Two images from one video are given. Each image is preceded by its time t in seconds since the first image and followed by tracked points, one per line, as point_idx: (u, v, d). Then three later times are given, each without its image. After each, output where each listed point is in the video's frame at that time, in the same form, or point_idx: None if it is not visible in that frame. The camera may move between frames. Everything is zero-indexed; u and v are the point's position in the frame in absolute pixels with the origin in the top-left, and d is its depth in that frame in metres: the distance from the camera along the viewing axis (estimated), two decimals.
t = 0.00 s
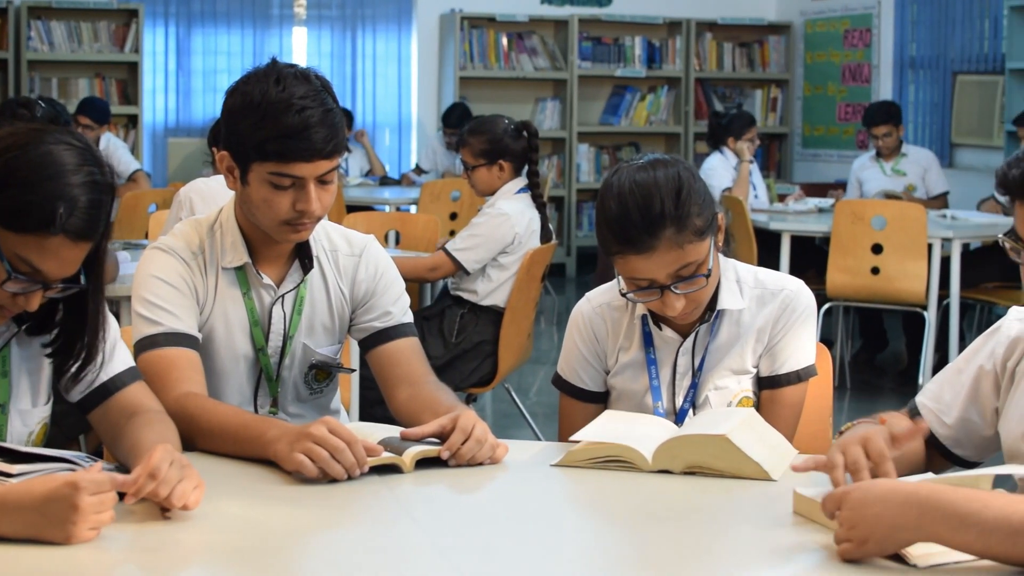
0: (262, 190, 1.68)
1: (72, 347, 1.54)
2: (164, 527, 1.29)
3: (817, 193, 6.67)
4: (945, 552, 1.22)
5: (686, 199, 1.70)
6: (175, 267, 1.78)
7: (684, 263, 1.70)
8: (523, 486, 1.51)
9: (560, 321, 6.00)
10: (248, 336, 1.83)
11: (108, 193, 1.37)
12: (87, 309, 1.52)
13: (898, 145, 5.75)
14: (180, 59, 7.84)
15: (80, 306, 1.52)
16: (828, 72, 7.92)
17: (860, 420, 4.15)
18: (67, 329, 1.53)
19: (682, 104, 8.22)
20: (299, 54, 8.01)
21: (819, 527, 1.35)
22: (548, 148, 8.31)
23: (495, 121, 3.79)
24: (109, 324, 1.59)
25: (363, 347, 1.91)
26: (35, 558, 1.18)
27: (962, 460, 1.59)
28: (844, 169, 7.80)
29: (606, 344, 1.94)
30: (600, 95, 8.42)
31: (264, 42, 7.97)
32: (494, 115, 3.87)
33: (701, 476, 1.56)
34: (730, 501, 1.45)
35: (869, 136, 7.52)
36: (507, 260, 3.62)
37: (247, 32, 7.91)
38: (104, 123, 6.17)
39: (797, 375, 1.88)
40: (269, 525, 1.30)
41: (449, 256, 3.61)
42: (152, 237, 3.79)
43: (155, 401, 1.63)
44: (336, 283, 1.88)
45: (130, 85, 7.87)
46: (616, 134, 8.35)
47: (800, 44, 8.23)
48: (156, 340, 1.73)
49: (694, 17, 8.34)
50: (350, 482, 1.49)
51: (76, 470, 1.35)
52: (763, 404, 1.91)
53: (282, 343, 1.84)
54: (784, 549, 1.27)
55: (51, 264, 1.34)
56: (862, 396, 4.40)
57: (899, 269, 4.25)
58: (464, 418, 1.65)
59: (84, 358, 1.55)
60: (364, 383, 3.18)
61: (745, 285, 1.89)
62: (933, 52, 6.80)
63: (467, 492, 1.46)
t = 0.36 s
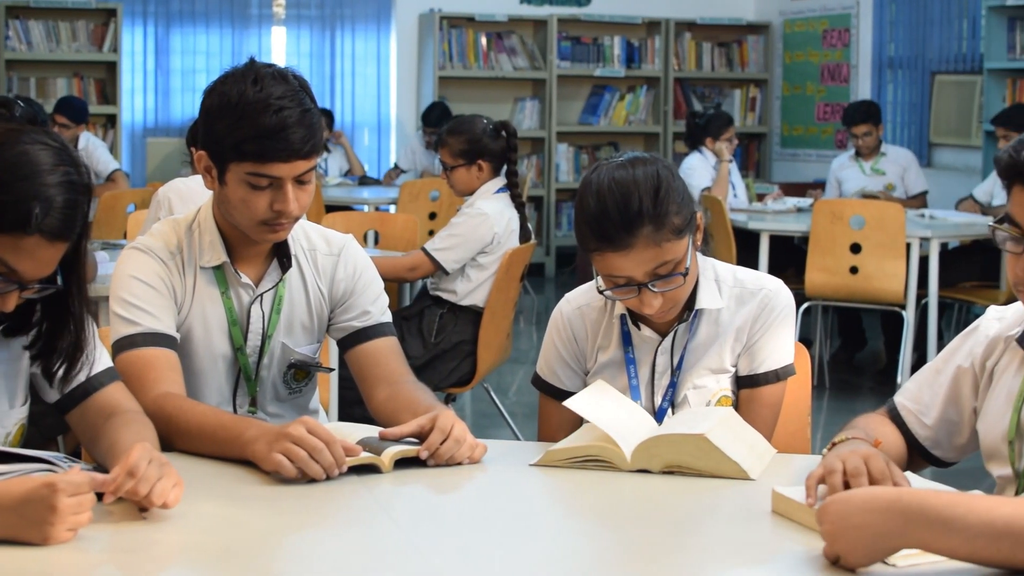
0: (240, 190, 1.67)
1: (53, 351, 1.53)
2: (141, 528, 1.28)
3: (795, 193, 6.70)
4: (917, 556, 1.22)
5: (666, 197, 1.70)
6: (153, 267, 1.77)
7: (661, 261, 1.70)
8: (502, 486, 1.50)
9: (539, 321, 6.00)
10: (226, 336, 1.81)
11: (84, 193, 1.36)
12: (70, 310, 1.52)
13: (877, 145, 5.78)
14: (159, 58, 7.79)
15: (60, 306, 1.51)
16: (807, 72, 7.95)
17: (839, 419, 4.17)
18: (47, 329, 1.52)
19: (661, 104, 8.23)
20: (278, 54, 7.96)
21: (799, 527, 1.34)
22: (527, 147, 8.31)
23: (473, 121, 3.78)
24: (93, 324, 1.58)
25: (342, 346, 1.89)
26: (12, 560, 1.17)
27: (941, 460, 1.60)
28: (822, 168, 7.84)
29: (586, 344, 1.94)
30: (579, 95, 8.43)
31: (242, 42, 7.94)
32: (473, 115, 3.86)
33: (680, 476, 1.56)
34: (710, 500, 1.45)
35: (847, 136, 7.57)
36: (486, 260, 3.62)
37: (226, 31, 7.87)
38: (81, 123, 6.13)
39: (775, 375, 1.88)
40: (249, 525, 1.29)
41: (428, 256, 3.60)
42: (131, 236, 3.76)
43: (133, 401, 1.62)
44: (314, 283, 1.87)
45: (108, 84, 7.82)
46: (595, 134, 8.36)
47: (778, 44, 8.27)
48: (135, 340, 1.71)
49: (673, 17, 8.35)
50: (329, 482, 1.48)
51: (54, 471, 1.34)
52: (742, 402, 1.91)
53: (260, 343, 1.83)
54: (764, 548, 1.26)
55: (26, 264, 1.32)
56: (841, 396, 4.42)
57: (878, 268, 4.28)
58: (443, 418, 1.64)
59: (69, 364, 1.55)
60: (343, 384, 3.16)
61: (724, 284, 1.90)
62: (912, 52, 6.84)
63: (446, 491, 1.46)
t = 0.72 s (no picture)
0: (219, 190, 1.66)
1: (31, 351, 1.52)
2: (119, 529, 1.27)
3: (774, 194, 6.72)
4: (904, 552, 1.22)
5: (652, 195, 1.70)
6: (132, 267, 1.75)
7: (650, 257, 1.70)
8: (481, 485, 1.50)
9: (519, 321, 6.00)
10: (205, 335, 1.80)
11: (63, 194, 1.34)
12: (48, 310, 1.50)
13: (856, 145, 5.81)
14: (138, 58, 7.74)
15: (38, 307, 1.50)
16: (786, 71, 7.99)
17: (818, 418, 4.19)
18: (25, 330, 1.51)
19: (641, 104, 8.25)
20: (257, 53, 7.92)
21: (776, 525, 1.34)
22: (507, 147, 8.31)
23: (453, 121, 3.78)
24: (71, 324, 1.57)
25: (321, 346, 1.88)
26: None
27: (917, 458, 1.61)
28: (801, 168, 7.88)
29: (567, 342, 1.94)
30: (558, 95, 8.43)
31: (222, 42, 7.89)
32: (452, 115, 3.85)
33: (658, 476, 1.56)
34: (689, 499, 1.45)
35: (826, 136, 7.61)
36: (465, 260, 3.62)
37: (205, 31, 7.83)
38: (58, 122, 6.08)
39: (757, 376, 1.88)
40: (227, 526, 1.28)
41: (407, 256, 3.59)
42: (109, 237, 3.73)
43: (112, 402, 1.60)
44: (294, 282, 1.86)
45: (87, 84, 7.77)
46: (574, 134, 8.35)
47: (757, 44, 8.30)
48: (114, 340, 1.69)
49: (652, 17, 8.37)
50: (308, 482, 1.47)
51: (32, 468, 1.35)
52: (722, 402, 1.91)
53: (240, 342, 1.82)
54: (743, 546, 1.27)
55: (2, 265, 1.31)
56: (820, 395, 4.44)
57: (856, 268, 4.30)
58: (422, 418, 1.64)
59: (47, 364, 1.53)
60: (322, 383, 3.15)
61: (707, 285, 1.90)
62: (890, 52, 6.89)
63: (425, 491, 1.45)
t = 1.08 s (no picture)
0: (199, 189, 1.65)
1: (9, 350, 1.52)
2: (100, 529, 1.26)
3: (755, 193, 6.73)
4: (884, 552, 1.23)
5: (636, 188, 1.71)
6: (112, 266, 1.74)
7: (630, 249, 1.69)
8: (463, 485, 1.49)
9: (500, 321, 5.99)
10: (186, 335, 1.79)
11: (42, 194, 1.33)
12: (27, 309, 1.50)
13: (837, 145, 5.84)
14: (118, 58, 7.69)
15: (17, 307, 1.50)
16: (767, 71, 8.02)
17: (799, 417, 4.20)
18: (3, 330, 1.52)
19: (622, 104, 8.27)
20: (238, 53, 7.88)
21: (757, 525, 1.35)
22: (488, 147, 8.30)
23: (433, 120, 3.77)
24: (50, 324, 1.55)
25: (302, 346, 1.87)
26: None
27: (898, 454, 1.61)
28: (782, 167, 7.91)
29: (555, 338, 1.94)
30: (539, 95, 8.43)
31: (203, 42, 7.85)
32: (433, 115, 3.84)
33: (640, 475, 1.56)
34: (671, 499, 1.45)
35: (807, 135, 7.64)
36: (446, 260, 3.61)
37: (186, 31, 7.78)
38: (37, 122, 6.03)
39: (741, 375, 1.89)
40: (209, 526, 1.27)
41: (388, 255, 3.57)
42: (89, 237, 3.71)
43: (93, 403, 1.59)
44: (275, 281, 1.85)
45: (67, 84, 7.74)
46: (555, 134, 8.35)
47: (738, 44, 8.34)
48: (94, 340, 1.68)
49: (633, 16, 8.38)
50: (289, 483, 1.46)
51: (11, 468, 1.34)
52: (705, 401, 1.91)
53: (221, 342, 1.81)
54: (725, 544, 1.27)
55: None
56: (801, 394, 4.46)
57: (836, 267, 4.32)
58: (403, 418, 1.63)
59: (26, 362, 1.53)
60: (303, 384, 3.14)
61: (693, 283, 1.90)
62: (871, 51, 6.93)
63: (407, 492, 1.45)
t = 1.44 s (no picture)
0: (177, 188, 1.64)
1: None
2: (78, 529, 1.25)
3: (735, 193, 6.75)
4: (864, 551, 1.24)
5: (616, 188, 1.71)
6: (90, 266, 1.72)
7: (611, 249, 1.69)
8: (443, 485, 1.49)
9: (480, 321, 5.98)
10: (165, 335, 1.78)
11: (19, 193, 1.32)
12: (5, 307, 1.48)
13: (815, 144, 5.87)
14: (97, 58, 7.63)
15: None
16: (746, 71, 8.04)
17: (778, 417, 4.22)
18: None
19: (602, 103, 8.28)
20: (217, 52, 7.83)
21: (738, 524, 1.35)
22: (468, 146, 8.30)
23: (413, 120, 3.75)
24: (28, 323, 1.54)
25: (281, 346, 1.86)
26: None
27: (876, 453, 1.62)
28: (762, 167, 7.94)
29: (533, 340, 1.94)
30: (519, 94, 8.43)
31: (182, 41, 7.81)
32: (412, 114, 3.83)
33: (620, 475, 1.56)
34: (651, 498, 1.45)
35: (786, 135, 7.67)
36: (426, 260, 3.60)
37: (165, 30, 7.74)
38: (15, 122, 5.98)
39: (719, 374, 1.89)
40: (188, 526, 1.26)
41: (368, 255, 3.56)
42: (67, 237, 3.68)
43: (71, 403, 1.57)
44: (253, 282, 1.84)
45: (47, 83, 7.73)
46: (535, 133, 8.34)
47: (718, 44, 8.36)
48: (72, 339, 1.67)
49: (613, 16, 8.39)
50: (268, 483, 1.45)
51: None
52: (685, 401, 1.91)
53: (199, 342, 1.79)
54: (706, 543, 1.27)
55: None
56: (781, 394, 4.48)
57: (815, 267, 4.34)
58: (382, 418, 1.63)
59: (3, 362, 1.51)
60: (282, 384, 3.12)
61: (671, 283, 1.90)
62: (850, 52, 6.97)
63: (387, 492, 1.44)
